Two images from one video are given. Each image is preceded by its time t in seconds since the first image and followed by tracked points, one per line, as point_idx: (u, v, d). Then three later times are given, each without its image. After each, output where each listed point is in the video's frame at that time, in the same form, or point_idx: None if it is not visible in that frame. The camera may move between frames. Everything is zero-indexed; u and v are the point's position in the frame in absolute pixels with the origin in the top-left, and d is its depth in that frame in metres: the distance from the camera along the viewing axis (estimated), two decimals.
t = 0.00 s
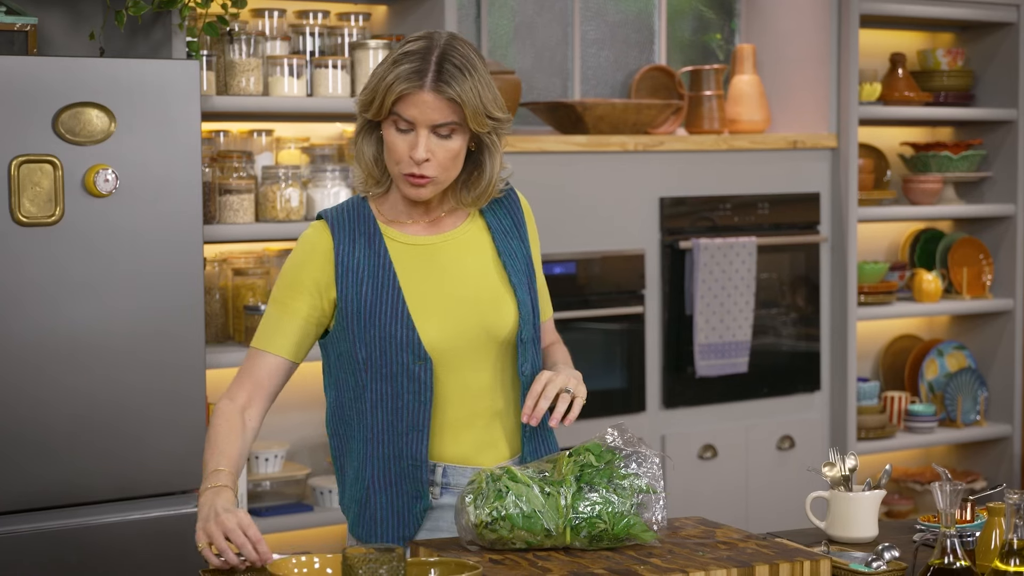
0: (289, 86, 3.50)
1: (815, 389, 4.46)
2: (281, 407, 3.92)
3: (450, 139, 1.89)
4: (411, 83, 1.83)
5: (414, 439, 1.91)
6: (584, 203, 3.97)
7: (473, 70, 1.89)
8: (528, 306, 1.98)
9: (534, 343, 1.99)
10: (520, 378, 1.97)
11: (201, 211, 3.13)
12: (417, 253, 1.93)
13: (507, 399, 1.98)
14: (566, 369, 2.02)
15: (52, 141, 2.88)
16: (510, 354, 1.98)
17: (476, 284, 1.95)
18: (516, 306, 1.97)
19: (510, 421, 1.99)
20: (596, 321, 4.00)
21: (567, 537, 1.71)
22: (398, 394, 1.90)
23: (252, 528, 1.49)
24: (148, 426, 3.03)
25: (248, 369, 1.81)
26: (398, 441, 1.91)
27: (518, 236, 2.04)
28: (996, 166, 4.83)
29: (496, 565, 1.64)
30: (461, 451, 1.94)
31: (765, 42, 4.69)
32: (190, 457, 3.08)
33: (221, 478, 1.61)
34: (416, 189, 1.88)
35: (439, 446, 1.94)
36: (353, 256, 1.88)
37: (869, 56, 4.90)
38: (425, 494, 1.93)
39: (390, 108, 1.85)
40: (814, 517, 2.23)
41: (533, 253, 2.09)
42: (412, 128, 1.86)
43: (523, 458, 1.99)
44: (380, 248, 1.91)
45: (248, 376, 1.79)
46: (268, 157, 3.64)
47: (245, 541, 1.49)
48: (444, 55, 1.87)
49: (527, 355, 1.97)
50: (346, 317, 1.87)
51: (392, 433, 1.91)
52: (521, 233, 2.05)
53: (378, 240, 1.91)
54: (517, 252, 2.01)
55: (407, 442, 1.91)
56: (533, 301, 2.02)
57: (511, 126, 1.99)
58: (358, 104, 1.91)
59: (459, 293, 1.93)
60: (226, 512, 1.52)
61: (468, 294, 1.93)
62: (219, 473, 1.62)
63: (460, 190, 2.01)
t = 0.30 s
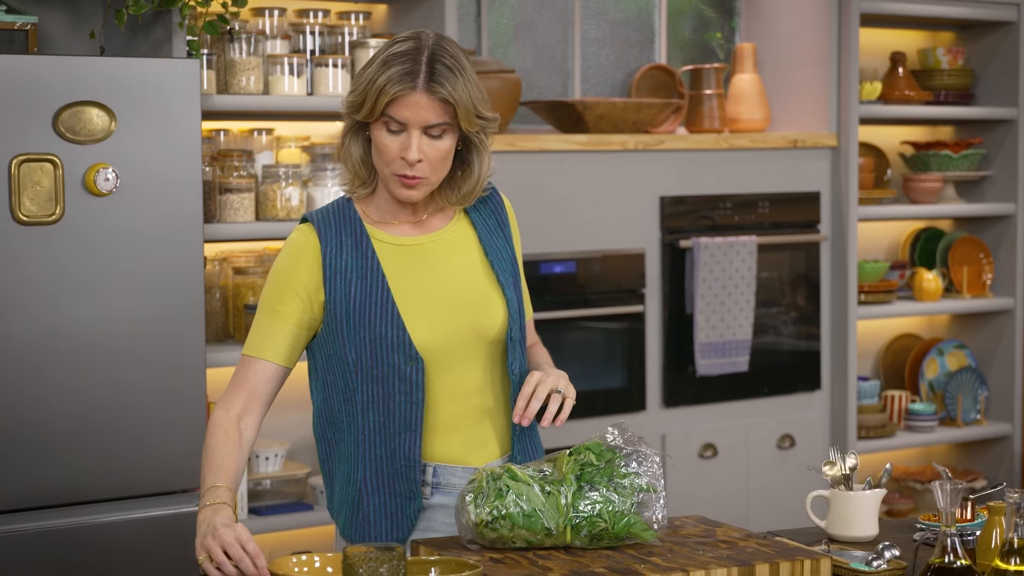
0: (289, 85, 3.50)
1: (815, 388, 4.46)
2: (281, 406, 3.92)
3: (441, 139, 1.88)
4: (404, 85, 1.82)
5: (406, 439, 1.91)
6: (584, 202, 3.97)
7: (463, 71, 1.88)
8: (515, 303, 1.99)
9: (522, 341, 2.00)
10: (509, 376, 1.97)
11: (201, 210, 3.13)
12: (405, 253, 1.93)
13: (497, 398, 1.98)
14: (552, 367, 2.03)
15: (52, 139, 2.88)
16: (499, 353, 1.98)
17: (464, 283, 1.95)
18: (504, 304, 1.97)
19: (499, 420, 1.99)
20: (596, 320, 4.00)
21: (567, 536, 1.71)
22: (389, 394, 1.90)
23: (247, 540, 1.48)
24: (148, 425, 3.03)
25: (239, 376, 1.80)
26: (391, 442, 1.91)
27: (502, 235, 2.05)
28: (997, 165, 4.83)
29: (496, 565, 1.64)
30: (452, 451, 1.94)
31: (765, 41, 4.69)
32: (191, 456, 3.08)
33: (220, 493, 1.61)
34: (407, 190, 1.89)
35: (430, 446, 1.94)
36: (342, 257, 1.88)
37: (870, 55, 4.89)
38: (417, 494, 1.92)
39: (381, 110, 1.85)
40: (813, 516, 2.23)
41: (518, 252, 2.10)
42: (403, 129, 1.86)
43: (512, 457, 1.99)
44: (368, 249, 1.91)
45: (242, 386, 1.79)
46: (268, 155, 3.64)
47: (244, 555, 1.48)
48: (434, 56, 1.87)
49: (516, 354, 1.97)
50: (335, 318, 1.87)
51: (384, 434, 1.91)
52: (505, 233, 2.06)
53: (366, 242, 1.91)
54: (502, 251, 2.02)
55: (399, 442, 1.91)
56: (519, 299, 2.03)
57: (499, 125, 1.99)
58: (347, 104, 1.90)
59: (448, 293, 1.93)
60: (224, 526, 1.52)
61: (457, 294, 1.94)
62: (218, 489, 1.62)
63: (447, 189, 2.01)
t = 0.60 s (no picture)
0: (290, 83, 3.50)
1: (815, 386, 4.46)
2: (282, 404, 3.92)
3: (434, 138, 1.89)
4: (397, 82, 1.83)
5: (391, 439, 1.91)
6: (584, 201, 3.97)
7: (455, 69, 1.89)
8: (503, 303, 1.99)
9: (509, 340, 2.00)
10: (497, 375, 1.97)
11: (201, 208, 3.13)
12: (391, 253, 1.93)
13: (484, 398, 1.98)
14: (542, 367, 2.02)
15: (52, 138, 2.88)
16: (486, 353, 1.98)
17: (450, 283, 1.95)
18: (490, 304, 1.97)
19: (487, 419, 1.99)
20: (596, 319, 4.00)
21: (567, 534, 1.71)
22: (373, 394, 1.90)
23: (245, 537, 1.49)
24: (148, 424, 3.03)
25: (230, 378, 1.80)
26: (375, 442, 1.91)
27: (491, 235, 2.04)
28: (997, 164, 4.83)
29: (496, 563, 1.64)
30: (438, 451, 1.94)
31: (766, 39, 4.68)
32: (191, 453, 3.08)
33: (215, 491, 1.60)
34: (398, 188, 1.89)
35: (415, 445, 1.94)
36: (328, 257, 1.88)
37: (870, 54, 4.89)
38: (402, 494, 1.93)
39: (375, 108, 1.85)
40: (814, 515, 2.24)
41: (508, 252, 2.09)
42: (397, 127, 1.86)
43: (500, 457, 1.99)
44: (354, 249, 1.91)
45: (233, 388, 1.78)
46: (268, 154, 3.64)
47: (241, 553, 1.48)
48: (426, 54, 1.87)
49: (503, 354, 1.97)
50: (321, 318, 1.88)
51: (368, 434, 1.91)
52: (494, 232, 2.05)
53: (352, 242, 1.91)
54: (491, 250, 2.02)
55: (384, 442, 1.91)
56: (508, 299, 2.02)
57: (488, 123, 2.00)
58: (338, 103, 1.90)
59: (434, 292, 1.93)
60: (222, 523, 1.52)
61: (443, 293, 1.94)
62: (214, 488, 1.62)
63: (436, 188, 2.01)
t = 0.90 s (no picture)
0: (289, 83, 3.50)
1: (815, 386, 4.46)
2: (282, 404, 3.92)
3: (425, 137, 1.89)
4: (389, 82, 1.83)
5: (377, 440, 1.91)
6: (584, 201, 3.97)
7: (446, 69, 1.89)
8: (491, 303, 1.99)
9: (498, 340, 1.99)
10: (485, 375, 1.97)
11: (201, 208, 3.13)
12: (379, 252, 1.93)
13: (472, 398, 1.97)
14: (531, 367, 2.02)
15: (52, 138, 2.88)
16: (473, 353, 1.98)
17: (438, 283, 1.95)
18: (478, 303, 1.97)
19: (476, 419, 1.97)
20: (596, 318, 4.00)
21: (567, 534, 1.71)
22: (360, 395, 1.89)
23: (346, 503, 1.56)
24: (147, 423, 3.03)
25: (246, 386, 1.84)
26: (362, 442, 1.91)
27: (480, 235, 2.05)
28: (997, 163, 4.83)
29: (496, 562, 1.65)
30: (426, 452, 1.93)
31: (765, 39, 4.68)
32: (191, 453, 3.08)
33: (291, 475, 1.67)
34: (391, 186, 1.89)
35: (402, 445, 1.93)
36: (316, 257, 1.89)
37: (870, 53, 4.89)
38: (388, 494, 1.93)
39: (367, 108, 1.85)
40: (813, 515, 2.24)
41: (498, 252, 2.09)
42: (388, 127, 1.86)
43: (490, 458, 1.97)
44: (343, 249, 1.91)
45: (259, 394, 1.82)
46: (268, 154, 3.65)
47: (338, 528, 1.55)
48: (417, 53, 1.87)
49: (491, 353, 1.97)
50: (309, 318, 1.88)
51: (355, 435, 1.91)
52: (483, 232, 2.05)
53: (340, 242, 1.91)
54: (479, 250, 2.02)
55: (371, 442, 1.91)
56: (496, 299, 2.02)
57: (477, 122, 2.01)
58: (329, 103, 1.90)
59: (422, 292, 1.93)
60: (322, 492, 1.59)
61: (431, 293, 1.94)
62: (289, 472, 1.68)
63: (425, 187, 2.02)
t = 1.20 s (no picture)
0: (289, 82, 3.50)
1: (815, 385, 4.46)
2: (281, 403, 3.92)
3: (424, 133, 1.89)
4: (384, 77, 1.83)
5: (388, 438, 1.91)
6: (584, 200, 3.97)
7: (443, 65, 1.89)
8: (495, 301, 2.00)
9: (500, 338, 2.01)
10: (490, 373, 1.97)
11: (201, 207, 3.13)
12: (386, 251, 1.93)
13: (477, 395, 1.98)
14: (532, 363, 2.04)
15: (52, 137, 2.88)
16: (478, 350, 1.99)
17: (445, 281, 1.95)
18: (483, 302, 1.98)
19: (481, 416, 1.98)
20: (596, 317, 4.00)
21: (566, 532, 1.71)
22: (370, 393, 1.89)
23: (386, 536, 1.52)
24: (147, 422, 3.03)
25: (274, 386, 1.82)
26: (372, 441, 1.91)
27: (480, 233, 2.05)
28: (997, 162, 4.83)
29: (496, 562, 1.65)
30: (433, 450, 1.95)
31: (765, 37, 4.68)
32: (191, 452, 3.08)
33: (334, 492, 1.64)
34: (390, 184, 1.88)
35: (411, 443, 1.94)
36: (324, 255, 1.88)
37: (871, 52, 4.89)
38: (398, 493, 1.93)
39: (363, 105, 1.85)
40: (813, 513, 2.24)
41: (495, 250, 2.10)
42: (386, 124, 1.86)
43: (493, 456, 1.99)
44: (350, 247, 1.90)
45: (286, 395, 1.81)
46: (267, 152, 3.66)
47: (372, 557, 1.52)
48: (413, 49, 1.87)
49: (497, 351, 1.98)
50: (318, 316, 1.86)
51: (364, 433, 1.90)
52: (483, 230, 2.06)
53: (348, 240, 1.90)
54: (481, 248, 2.02)
55: (380, 440, 1.91)
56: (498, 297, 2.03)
57: (477, 119, 2.01)
58: (326, 102, 1.90)
59: (429, 291, 1.93)
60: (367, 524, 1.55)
61: (438, 292, 1.94)
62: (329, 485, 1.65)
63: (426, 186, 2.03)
